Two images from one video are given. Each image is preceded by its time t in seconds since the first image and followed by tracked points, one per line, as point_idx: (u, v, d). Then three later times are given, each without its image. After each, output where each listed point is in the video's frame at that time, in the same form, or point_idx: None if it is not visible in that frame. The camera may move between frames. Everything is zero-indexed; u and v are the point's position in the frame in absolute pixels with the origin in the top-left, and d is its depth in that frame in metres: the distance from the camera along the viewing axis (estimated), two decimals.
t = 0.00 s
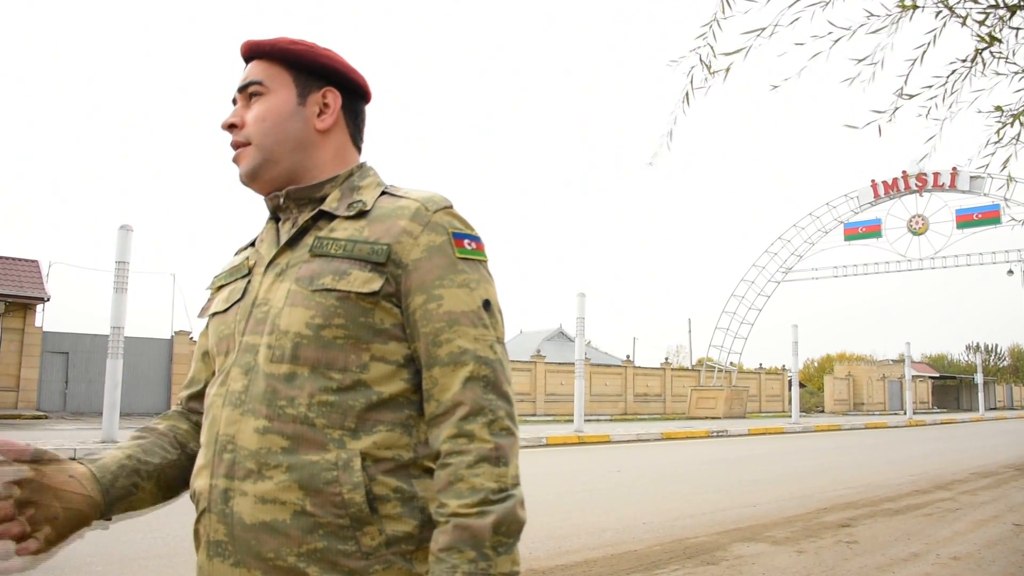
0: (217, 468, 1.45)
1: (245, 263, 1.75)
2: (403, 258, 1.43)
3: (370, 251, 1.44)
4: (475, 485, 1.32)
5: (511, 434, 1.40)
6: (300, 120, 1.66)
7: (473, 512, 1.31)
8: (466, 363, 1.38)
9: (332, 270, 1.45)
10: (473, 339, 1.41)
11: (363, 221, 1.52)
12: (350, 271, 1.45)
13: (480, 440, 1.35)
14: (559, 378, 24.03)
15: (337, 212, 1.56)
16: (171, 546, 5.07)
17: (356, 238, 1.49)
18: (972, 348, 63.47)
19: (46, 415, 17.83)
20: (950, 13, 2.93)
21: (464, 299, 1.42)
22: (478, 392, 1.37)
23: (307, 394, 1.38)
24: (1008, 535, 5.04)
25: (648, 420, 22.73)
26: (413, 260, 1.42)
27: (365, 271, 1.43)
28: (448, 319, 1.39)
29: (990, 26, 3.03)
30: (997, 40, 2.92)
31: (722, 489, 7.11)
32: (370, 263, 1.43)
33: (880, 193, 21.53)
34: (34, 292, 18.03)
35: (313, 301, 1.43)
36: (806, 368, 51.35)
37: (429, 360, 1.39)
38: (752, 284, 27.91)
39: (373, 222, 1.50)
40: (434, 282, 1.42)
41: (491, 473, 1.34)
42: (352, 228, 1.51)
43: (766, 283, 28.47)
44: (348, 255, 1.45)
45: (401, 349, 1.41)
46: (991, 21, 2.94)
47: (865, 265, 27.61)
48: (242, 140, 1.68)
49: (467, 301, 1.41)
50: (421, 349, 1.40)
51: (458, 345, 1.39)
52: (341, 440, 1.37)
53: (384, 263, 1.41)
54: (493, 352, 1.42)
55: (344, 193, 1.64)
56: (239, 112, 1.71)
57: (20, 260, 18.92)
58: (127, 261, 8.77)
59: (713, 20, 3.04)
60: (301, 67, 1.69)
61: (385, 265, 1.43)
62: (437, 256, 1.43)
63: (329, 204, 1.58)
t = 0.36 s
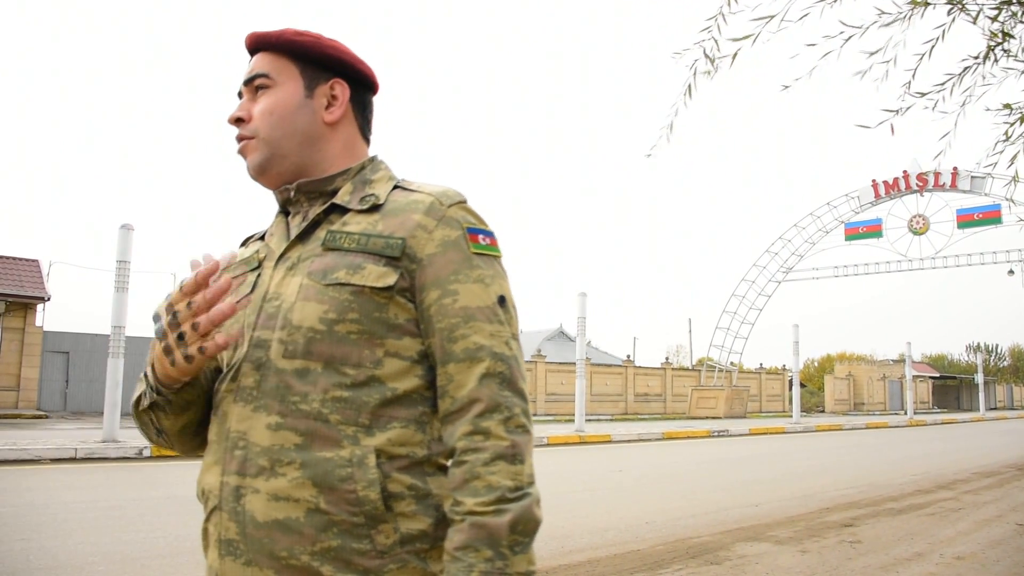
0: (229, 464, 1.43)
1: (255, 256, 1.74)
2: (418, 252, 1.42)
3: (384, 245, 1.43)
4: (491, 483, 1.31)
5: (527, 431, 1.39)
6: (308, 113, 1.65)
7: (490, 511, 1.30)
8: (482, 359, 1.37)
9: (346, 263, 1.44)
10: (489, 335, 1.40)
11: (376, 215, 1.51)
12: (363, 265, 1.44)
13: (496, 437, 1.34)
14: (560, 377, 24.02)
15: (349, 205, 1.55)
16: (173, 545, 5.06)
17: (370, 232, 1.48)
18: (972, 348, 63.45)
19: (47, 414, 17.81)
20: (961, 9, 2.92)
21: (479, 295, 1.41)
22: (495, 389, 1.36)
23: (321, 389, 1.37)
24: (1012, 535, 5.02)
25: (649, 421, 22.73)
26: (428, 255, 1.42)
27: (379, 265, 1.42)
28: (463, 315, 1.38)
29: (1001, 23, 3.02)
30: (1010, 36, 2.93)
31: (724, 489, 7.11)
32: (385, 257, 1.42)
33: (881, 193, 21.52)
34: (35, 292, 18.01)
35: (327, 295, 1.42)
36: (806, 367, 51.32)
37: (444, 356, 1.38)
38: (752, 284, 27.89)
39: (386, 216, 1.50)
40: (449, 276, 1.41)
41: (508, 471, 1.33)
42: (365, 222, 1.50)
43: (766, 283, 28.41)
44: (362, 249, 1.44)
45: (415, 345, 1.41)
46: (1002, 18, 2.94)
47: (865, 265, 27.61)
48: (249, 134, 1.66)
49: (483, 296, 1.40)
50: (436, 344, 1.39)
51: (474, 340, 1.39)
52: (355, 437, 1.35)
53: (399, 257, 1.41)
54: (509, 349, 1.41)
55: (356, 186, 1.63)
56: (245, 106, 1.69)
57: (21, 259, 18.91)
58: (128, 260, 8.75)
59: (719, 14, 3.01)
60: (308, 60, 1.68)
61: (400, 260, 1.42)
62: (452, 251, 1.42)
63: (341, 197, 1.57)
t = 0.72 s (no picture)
0: (242, 463, 1.42)
1: (267, 251, 1.73)
2: (432, 246, 1.42)
3: (398, 239, 1.43)
4: (509, 481, 1.31)
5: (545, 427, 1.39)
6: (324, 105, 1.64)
7: (509, 508, 1.29)
8: (499, 355, 1.36)
9: (359, 258, 1.43)
10: (505, 330, 1.39)
11: (389, 208, 1.50)
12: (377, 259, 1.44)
13: (513, 432, 1.33)
14: (560, 377, 24.01)
15: (361, 199, 1.54)
16: (175, 545, 5.05)
17: (383, 226, 1.47)
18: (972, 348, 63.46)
19: (47, 414, 17.79)
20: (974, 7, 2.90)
21: (495, 289, 1.40)
22: (511, 384, 1.36)
23: (335, 386, 1.36)
24: (1016, 535, 5.01)
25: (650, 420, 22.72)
26: (442, 249, 1.41)
27: (393, 259, 1.41)
28: (479, 309, 1.38)
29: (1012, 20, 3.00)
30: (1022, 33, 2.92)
31: (726, 488, 7.10)
32: (398, 251, 1.42)
33: (881, 193, 21.54)
34: (36, 291, 17.99)
35: (342, 290, 1.42)
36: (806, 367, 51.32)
37: (460, 351, 1.37)
38: (753, 284, 27.89)
39: (399, 209, 1.49)
40: (464, 270, 1.41)
41: (527, 468, 1.32)
42: (377, 216, 1.49)
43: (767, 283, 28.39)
44: (375, 243, 1.43)
45: (429, 341, 1.40)
46: (1014, 15, 2.93)
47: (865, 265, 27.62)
48: (263, 125, 1.65)
49: (499, 291, 1.39)
50: (452, 339, 1.38)
51: (490, 336, 1.38)
52: (370, 435, 1.35)
53: (413, 251, 1.40)
54: (526, 344, 1.40)
55: (368, 180, 1.62)
56: (259, 96, 1.68)
57: (22, 259, 18.91)
58: (130, 259, 8.73)
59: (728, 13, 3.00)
60: (324, 52, 1.67)
61: (413, 253, 1.42)
62: (466, 244, 1.42)
63: (353, 191, 1.57)
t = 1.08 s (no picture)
0: (255, 467, 1.41)
1: (274, 250, 1.72)
2: (440, 244, 1.41)
3: (406, 237, 1.42)
4: (519, 479, 1.30)
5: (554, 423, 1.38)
6: (337, 100, 1.63)
7: (517, 507, 1.29)
8: (509, 353, 1.36)
9: (367, 256, 1.43)
10: (515, 327, 1.38)
11: (396, 206, 1.49)
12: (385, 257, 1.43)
13: (521, 431, 1.33)
14: (561, 377, 24.01)
15: (368, 197, 1.53)
16: (178, 545, 5.04)
17: (390, 223, 1.46)
18: (972, 348, 63.48)
19: (48, 414, 17.77)
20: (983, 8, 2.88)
21: (505, 286, 1.40)
22: (521, 383, 1.35)
23: (347, 387, 1.35)
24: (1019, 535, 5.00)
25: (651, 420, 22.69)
26: (451, 246, 1.40)
27: (401, 257, 1.41)
28: (488, 306, 1.37)
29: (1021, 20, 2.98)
30: None
31: (728, 488, 7.10)
32: (407, 248, 1.41)
33: (882, 192, 21.52)
34: (37, 291, 17.99)
35: (351, 290, 1.41)
36: (807, 367, 51.31)
37: (469, 350, 1.36)
38: (753, 284, 27.87)
39: (406, 206, 1.48)
40: (473, 267, 1.40)
41: (536, 467, 1.32)
42: (385, 213, 1.48)
43: (767, 283, 28.41)
44: (383, 241, 1.42)
45: (439, 339, 1.39)
46: None
47: (866, 265, 27.63)
48: (274, 117, 1.64)
49: (509, 288, 1.39)
50: (461, 337, 1.38)
51: (500, 333, 1.37)
52: (383, 436, 1.34)
53: (422, 249, 1.39)
54: (535, 342, 1.40)
55: (375, 177, 1.61)
56: (271, 90, 1.67)
57: (22, 258, 18.88)
58: (131, 259, 8.73)
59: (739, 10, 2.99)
60: (338, 47, 1.66)
61: (422, 251, 1.41)
62: (475, 241, 1.41)
63: (360, 189, 1.56)
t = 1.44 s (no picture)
0: (274, 472, 1.41)
1: (278, 251, 1.71)
2: (450, 238, 1.40)
3: (415, 232, 1.41)
4: (542, 472, 1.29)
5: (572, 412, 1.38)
6: (332, 92, 1.62)
7: (542, 500, 1.28)
8: (525, 344, 1.35)
9: (377, 253, 1.42)
10: (529, 318, 1.38)
11: (402, 201, 1.49)
12: (395, 253, 1.42)
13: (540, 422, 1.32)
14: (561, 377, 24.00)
15: (373, 193, 1.52)
16: (181, 544, 5.04)
17: (398, 219, 1.45)
18: (972, 348, 63.49)
19: (48, 413, 17.75)
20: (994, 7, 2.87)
21: (516, 278, 1.39)
22: (539, 374, 1.34)
23: (364, 387, 1.34)
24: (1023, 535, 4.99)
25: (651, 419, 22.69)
26: (461, 239, 1.40)
27: (412, 253, 1.40)
28: (502, 299, 1.37)
29: None
30: None
31: (730, 488, 7.09)
32: (417, 244, 1.40)
33: (883, 192, 21.51)
34: (37, 290, 18.00)
35: (362, 289, 1.40)
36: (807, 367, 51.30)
37: (485, 344, 1.36)
38: (753, 283, 27.87)
39: (413, 201, 1.47)
40: (484, 260, 1.39)
41: (558, 459, 1.31)
42: (392, 209, 1.47)
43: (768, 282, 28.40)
44: (393, 237, 1.41)
45: (453, 334, 1.39)
46: None
47: (866, 264, 27.62)
48: (269, 112, 1.62)
49: (521, 279, 1.38)
50: (476, 330, 1.37)
51: (514, 325, 1.37)
52: (403, 435, 1.33)
53: (432, 244, 1.39)
54: (550, 331, 1.39)
55: (377, 171, 1.60)
56: (264, 85, 1.65)
57: (22, 258, 18.86)
58: (132, 258, 8.72)
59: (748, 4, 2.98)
60: (331, 39, 1.65)
61: (432, 245, 1.40)
62: (485, 233, 1.40)
63: (364, 185, 1.55)
